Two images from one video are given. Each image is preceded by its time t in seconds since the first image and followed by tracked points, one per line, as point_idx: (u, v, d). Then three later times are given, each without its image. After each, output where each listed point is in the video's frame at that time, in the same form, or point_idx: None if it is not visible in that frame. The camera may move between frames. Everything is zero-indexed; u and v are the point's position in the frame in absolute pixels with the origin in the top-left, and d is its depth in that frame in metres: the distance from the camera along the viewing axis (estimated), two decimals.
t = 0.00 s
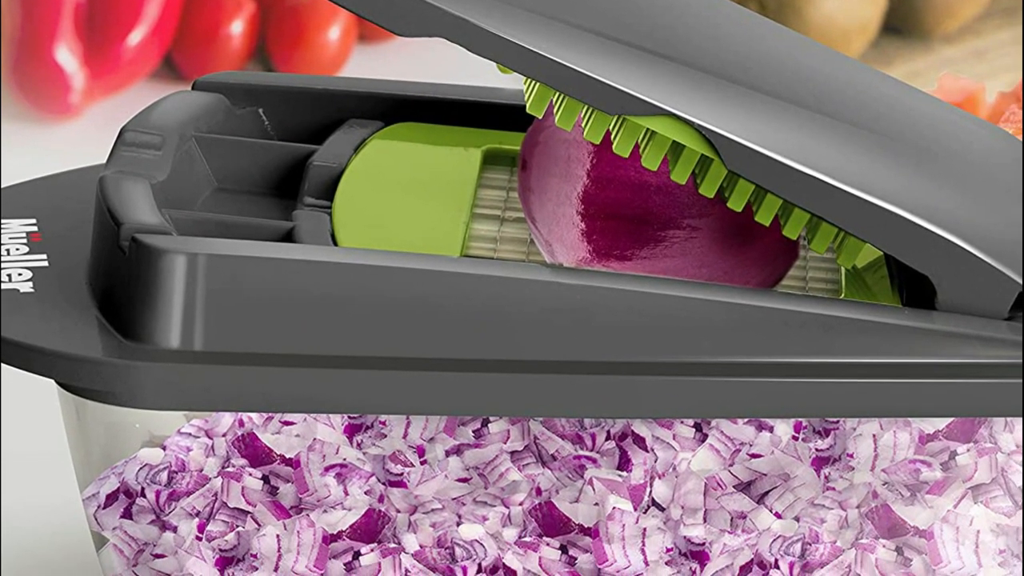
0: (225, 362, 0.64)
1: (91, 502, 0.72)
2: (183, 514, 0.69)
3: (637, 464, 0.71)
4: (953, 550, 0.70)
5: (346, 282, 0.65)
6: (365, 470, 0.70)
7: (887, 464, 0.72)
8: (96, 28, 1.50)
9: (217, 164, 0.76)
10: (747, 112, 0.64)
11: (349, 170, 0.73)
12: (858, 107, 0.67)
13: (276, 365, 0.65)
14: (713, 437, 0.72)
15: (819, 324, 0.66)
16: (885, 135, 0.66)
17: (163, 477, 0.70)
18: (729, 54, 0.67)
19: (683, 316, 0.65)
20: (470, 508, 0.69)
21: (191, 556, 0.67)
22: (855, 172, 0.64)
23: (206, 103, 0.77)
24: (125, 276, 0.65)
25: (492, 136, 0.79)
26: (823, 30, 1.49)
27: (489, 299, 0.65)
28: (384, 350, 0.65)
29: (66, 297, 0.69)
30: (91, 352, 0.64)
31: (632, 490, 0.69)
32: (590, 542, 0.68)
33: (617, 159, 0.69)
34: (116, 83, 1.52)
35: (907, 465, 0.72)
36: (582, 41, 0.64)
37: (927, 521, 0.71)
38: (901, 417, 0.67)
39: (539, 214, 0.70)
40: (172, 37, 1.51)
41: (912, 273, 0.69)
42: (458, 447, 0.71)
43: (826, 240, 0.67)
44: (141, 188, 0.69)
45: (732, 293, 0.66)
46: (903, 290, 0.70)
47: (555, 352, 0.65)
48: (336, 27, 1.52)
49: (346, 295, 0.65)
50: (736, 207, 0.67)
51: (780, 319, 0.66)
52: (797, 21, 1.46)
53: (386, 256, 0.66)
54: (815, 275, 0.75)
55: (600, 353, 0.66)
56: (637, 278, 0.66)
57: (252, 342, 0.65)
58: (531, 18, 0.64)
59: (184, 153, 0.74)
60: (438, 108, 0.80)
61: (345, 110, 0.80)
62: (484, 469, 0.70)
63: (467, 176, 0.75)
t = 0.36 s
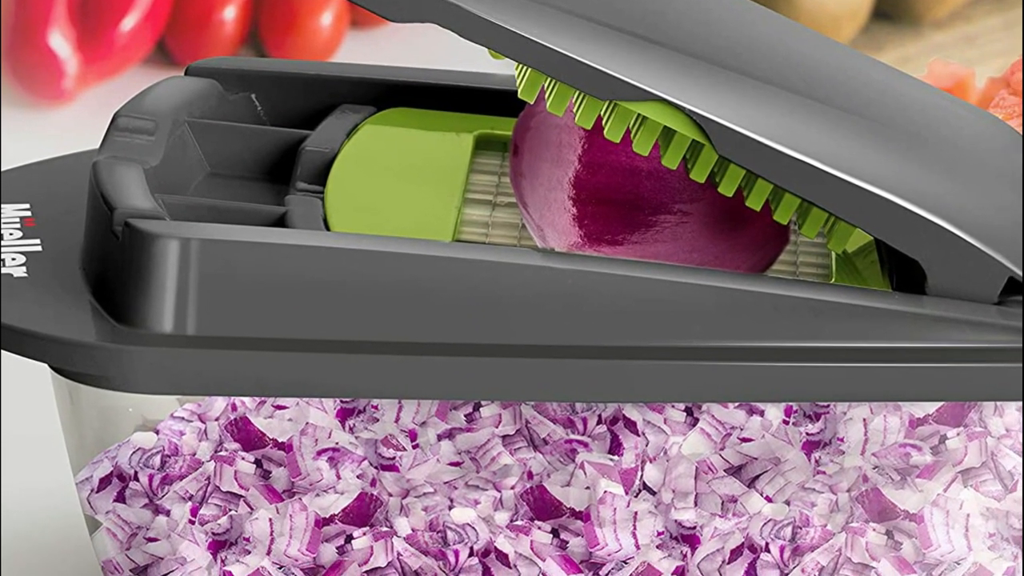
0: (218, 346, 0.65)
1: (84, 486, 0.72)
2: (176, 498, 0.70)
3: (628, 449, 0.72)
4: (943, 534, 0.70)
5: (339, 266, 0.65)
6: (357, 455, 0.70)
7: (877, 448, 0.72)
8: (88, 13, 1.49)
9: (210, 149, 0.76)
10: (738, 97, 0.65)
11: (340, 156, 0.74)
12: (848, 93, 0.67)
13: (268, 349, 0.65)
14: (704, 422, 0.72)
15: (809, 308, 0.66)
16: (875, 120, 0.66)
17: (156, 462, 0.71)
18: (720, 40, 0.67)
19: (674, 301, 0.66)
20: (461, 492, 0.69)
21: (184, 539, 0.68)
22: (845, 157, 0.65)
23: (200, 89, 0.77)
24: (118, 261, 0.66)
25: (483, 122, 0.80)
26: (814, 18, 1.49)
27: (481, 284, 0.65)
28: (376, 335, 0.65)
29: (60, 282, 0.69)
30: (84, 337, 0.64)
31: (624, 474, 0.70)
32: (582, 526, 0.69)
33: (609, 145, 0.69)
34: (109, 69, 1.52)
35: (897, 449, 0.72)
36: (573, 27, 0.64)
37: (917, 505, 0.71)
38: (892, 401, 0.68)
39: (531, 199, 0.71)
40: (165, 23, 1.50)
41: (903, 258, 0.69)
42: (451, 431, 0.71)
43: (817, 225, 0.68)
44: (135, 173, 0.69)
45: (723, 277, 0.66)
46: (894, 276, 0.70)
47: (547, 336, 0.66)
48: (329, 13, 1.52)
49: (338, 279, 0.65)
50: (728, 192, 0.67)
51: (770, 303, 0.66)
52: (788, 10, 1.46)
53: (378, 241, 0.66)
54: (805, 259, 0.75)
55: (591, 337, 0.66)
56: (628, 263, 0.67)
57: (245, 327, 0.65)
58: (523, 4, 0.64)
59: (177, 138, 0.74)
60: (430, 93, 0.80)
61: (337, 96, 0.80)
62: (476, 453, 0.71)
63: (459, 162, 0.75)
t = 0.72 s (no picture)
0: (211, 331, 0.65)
1: (78, 469, 0.72)
2: (170, 482, 0.70)
3: (620, 433, 0.72)
4: (934, 517, 0.71)
5: (332, 251, 0.65)
6: (350, 439, 0.71)
7: (868, 432, 0.72)
8: None
9: (203, 135, 0.76)
10: (729, 83, 0.65)
11: (333, 140, 0.74)
12: (840, 78, 0.67)
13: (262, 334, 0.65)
14: (696, 406, 0.72)
15: (800, 293, 0.66)
16: (866, 106, 0.67)
17: (149, 446, 0.72)
18: (712, 25, 0.67)
19: (665, 286, 0.66)
20: (454, 475, 0.70)
21: (178, 523, 0.68)
22: (836, 142, 0.65)
23: (193, 74, 0.77)
24: (112, 246, 0.66)
25: (474, 106, 0.80)
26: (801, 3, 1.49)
27: (473, 269, 0.65)
28: (369, 319, 0.65)
29: (54, 267, 0.69)
30: (78, 322, 0.64)
31: (615, 458, 0.70)
32: (573, 510, 0.69)
33: (600, 130, 0.69)
34: (103, 55, 1.52)
35: (887, 434, 0.73)
36: (566, 12, 0.64)
37: (908, 489, 0.71)
38: (884, 386, 0.68)
39: (524, 184, 0.71)
40: (159, 9, 1.50)
41: (893, 242, 0.69)
42: (443, 415, 0.72)
43: (807, 210, 0.68)
44: (129, 159, 0.70)
45: (714, 262, 0.66)
46: (884, 261, 0.70)
47: (539, 321, 0.66)
48: None
49: (330, 264, 0.65)
50: (719, 177, 0.67)
51: (761, 288, 0.66)
52: None
53: (371, 226, 0.66)
54: (796, 244, 0.76)
55: (583, 321, 0.66)
56: (620, 248, 0.67)
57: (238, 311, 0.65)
58: None
59: (171, 124, 0.74)
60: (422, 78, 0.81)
61: (330, 82, 0.81)
62: (469, 437, 0.71)
63: (453, 146, 0.76)
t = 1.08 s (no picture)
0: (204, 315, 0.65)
1: (72, 454, 0.73)
2: (163, 466, 0.70)
3: (611, 417, 0.72)
4: (924, 501, 0.72)
5: (324, 237, 0.65)
6: (343, 423, 0.71)
7: (858, 417, 0.73)
8: None
9: (196, 121, 0.76)
10: (720, 69, 0.65)
11: (326, 125, 0.74)
12: (830, 64, 0.68)
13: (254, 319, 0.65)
14: (686, 390, 0.73)
15: (791, 278, 0.66)
16: (856, 91, 0.67)
17: (143, 430, 0.72)
18: (702, 12, 0.68)
19: (657, 271, 0.66)
20: (446, 460, 0.70)
21: (170, 507, 0.69)
22: (826, 128, 0.65)
23: (187, 60, 0.78)
24: (105, 231, 0.66)
25: (466, 92, 0.80)
26: None
27: (467, 254, 0.65)
28: (361, 304, 0.66)
29: (47, 252, 0.69)
30: (72, 306, 0.64)
31: (607, 443, 0.71)
32: (565, 494, 0.70)
33: (592, 116, 0.69)
34: (95, 41, 1.52)
35: (878, 418, 0.73)
36: None
37: (898, 473, 0.72)
38: (875, 370, 0.68)
39: (515, 169, 0.71)
40: None
41: (884, 228, 0.69)
42: (435, 399, 0.72)
43: (799, 194, 0.68)
44: (122, 144, 0.70)
45: (706, 247, 0.66)
46: (875, 245, 0.70)
47: (531, 306, 0.66)
48: None
49: (324, 249, 0.65)
50: (710, 163, 0.67)
51: (752, 273, 0.66)
52: None
53: (364, 211, 0.66)
54: (786, 230, 0.76)
55: (575, 306, 0.66)
56: (612, 233, 0.67)
57: (231, 296, 0.65)
58: None
59: (164, 109, 0.74)
60: (413, 65, 0.82)
61: (322, 67, 0.82)
62: (461, 421, 0.72)
63: (446, 131, 0.76)
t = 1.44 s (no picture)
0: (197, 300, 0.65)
1: (65, 438, 0.73)
2: (156, 450, 0.70)
3: (602, 402, 0.73)
4: (914, 485, 0.72)
5: (317, 222, 0.65)
6: (335, 408, 0.71)
7: (847, 401, 0.73)
8: None
9: (189, 106, 0.77)
10: (710, 54, 0.66)
11: (318, 112, 0.74)
12: (820, 51, 0.69)
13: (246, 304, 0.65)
14: (677, 373, 0.73)
15: (782, 263, 0.66)
16: (845, 77, 0.68)
17: (136, 414, 0.72)
18: None
19: (648, 255, 0.66)
20: (438, 444, 0.71)
21: (164, 491, 0.70)
22: (816, 113, 0.65)
23: (180, 45, 0.78)
24: (98, 215, 0.66)
25: (458, 78, 0.81)
26: None
27: (459, 239, 0.66)
28: (353, 289, 0.66)
29: (41, 237, 0.70)
30: (65, 291, 0.64)
31: (598, 426, 0.72)
32: (556, 478, 0.70)
33: (583, 102, 0.70)
34: (90, 27, 1.52)
35: (867, 402, 0.73)
36: None
37: (888, 457, 0.72)
38: (865, 355, 0.68)
39: (507, 154, 0.72)
40: None
41: (875, 214, 0.70)
42: (427, 383, 0.73)
43: (788, 180, 0.69)
44: (115, 130, 0.70)
45: (697, 233, 0.67)
46: (865, 231, 0.71)
47: (523, 291, 0.66)
48: None
49: (317, 234, 0.65)
50: (701, 148, 0.68)
51: (743, 258, 0.66)
52: None
53: (356, 195, 0.67)
54: (777, 215, 0.77)
55: (567, 291, 0.66)
56: (604, 218, 0.67)
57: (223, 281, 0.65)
58: None
59: (157, 94, 0.74)
60: (404, 50, 0.83)
61: (315, 53, 0.82)
62: (452, 406, 0.72)
63: (439, 115, 0.76)
